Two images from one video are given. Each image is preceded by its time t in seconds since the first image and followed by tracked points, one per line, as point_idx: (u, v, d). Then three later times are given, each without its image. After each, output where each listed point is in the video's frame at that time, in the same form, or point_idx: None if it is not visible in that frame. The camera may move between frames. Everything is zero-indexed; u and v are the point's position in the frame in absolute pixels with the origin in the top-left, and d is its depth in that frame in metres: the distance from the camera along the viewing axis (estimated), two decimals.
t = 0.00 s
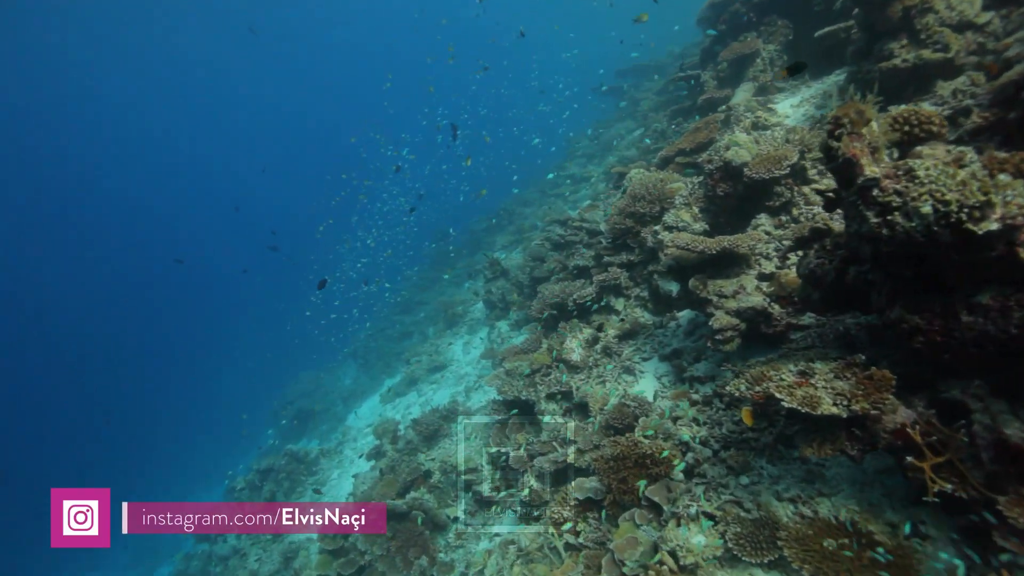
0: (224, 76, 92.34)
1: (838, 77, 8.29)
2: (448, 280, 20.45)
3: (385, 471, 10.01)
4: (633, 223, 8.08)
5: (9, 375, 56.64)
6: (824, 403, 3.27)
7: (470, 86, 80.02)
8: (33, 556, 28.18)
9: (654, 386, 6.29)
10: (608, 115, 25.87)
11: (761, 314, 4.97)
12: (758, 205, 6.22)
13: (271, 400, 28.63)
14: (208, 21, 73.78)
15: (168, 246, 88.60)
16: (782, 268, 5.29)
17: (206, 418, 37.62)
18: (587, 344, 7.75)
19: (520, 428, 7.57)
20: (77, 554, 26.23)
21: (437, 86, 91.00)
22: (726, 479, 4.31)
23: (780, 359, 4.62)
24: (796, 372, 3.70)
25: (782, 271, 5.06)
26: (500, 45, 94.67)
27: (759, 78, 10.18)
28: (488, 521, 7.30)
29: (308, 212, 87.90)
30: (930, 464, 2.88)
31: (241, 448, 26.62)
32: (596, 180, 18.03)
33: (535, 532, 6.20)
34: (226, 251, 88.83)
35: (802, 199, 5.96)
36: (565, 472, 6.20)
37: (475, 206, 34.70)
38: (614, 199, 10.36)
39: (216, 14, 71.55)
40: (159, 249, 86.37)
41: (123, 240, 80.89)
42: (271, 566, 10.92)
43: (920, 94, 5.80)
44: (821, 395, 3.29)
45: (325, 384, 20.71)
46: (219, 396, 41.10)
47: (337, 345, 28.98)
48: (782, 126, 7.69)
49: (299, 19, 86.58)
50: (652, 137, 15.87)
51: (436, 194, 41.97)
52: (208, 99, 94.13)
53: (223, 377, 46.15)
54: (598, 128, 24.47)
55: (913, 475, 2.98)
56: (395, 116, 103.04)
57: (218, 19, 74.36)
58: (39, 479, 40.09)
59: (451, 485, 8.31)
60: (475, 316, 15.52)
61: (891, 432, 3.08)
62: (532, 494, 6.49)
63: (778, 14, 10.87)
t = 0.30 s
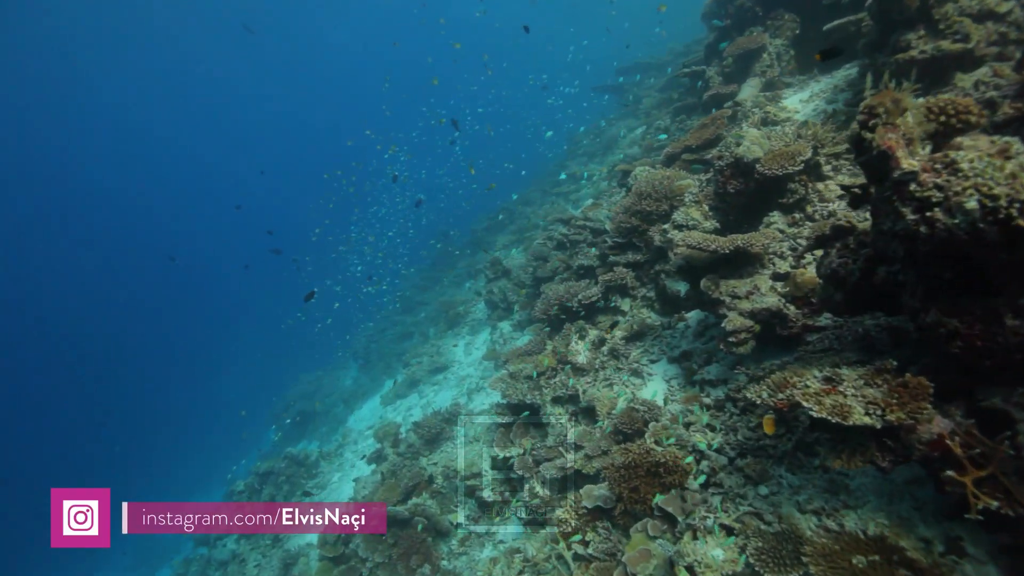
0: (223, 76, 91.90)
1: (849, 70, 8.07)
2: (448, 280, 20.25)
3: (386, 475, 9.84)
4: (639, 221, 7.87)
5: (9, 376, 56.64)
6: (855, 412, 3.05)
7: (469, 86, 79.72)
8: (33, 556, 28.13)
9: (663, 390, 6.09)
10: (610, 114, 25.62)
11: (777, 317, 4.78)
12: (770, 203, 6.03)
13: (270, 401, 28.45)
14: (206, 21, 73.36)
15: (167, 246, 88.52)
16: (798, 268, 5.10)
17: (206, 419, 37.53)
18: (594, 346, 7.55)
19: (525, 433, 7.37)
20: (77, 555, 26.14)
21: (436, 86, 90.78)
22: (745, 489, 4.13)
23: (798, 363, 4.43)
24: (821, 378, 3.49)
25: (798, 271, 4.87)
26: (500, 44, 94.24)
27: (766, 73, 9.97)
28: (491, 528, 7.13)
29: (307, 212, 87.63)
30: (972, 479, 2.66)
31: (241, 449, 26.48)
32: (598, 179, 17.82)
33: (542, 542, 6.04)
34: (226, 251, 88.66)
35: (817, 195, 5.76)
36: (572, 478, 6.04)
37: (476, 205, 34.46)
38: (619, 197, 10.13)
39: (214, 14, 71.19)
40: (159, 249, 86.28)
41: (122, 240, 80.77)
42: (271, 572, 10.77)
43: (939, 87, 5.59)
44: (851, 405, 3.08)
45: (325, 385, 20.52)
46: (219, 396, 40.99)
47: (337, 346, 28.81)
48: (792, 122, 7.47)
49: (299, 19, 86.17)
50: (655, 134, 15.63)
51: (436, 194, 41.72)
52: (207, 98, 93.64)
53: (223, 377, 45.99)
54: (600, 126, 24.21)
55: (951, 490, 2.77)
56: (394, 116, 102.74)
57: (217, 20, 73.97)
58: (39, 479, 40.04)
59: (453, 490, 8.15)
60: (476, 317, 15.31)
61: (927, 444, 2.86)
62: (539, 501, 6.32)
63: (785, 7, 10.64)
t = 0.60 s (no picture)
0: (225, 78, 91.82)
1: (861, 72, 7.90)
2: (450, 282, 20.07)
3: (384, 483, 9.66)
4: (645, 225, 7.64)
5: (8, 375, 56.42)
6: (889, 433, 2.83)
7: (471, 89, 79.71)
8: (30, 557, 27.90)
9: (671, 398, 5.90)
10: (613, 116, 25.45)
11: (792, 325, 4.60)
12: (782, 207, 5.85)
13: (269, 404, 28.22)
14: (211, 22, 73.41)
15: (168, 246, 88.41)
16: (814, 275, 4.91)
17: (205, 421, 37.30)
18: (599, 352, 7.34)
19: (528, 442, 7.16)
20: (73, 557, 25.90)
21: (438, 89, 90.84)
22: (762, 507, 3.93)
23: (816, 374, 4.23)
24: (847, 393, 3.29)
25: (815, 278, 4.68)
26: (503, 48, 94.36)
27: (775, 76, 9.82)
28: (492, 540, 6.95)
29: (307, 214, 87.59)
30: (1018, 508, 2.40)
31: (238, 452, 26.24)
32: (601, 182, 17.63)
33: (547, 556, 5.86)
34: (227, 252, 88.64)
35: (832, 200, 5.58)
36: (578, 489, 5.90)
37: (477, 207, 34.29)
38: (624, 200, 9.94)
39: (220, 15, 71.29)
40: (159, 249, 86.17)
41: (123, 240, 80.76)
42: None
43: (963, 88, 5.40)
44: (884, 425, 2.88)
45: (324, 387, 20.35)
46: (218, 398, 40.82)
47: (336, 349, 28.59)
48: (804, 124, 7.30)
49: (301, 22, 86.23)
50: (659, 137, 15.48)
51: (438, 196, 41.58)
52: (210, 99, 93.69)
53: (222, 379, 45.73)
54: (602, 129, 24.11)
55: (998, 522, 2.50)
56: (395, 118, 102.75)
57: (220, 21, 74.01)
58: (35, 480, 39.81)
59: (452, 498, 8.00)
60: (478, 320, 15.12)
61: (967, 467, 2.61)
62: (543, 514, 6.13)
63: (794, 9, 10.47)
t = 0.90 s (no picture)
0: (224, 76, 91.26)
1: (872, 69, 7.71)
2: (450, 281, 19.85)
3: (383, 486, 9.47)
4: (650, 225, 7.44)
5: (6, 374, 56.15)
6: (929, 452, 2.58)
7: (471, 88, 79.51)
8: (27, 557, 27.67)
9: (679, 405, 5.71)
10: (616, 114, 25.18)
11: (808, 330, 4.39)
12: (796, 208, 5.66)
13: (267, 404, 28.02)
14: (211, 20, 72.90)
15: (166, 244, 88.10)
16: (831, 278, 4.70)
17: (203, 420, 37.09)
18: (604, 355, 7.14)
19: (531, 447, 6.98)
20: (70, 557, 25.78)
21: (437, 87, 90.58)
22: (781, 524, 3.74)
23: (833, 383, 4.04)
24: (876, 408, 3.09)
25: (832, 281, 4.49)
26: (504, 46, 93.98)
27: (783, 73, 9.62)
28: (494, 547, 6.80)
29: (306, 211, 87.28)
30: None
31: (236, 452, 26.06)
32: (603, 181, 17.45)
33: (552, 567, 5.68)
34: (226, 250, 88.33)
35: (848, 200, 5.37)
36: (584, 498, 5.73)
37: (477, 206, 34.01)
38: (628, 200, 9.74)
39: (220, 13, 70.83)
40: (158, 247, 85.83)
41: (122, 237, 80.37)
42: None
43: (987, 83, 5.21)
44: (923, 443, 2.62)
45: (322, 386, 20.15)
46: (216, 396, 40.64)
47: (335, 349, 28.42)
48: (815, 122, 7.11)
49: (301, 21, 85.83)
50: (662, 135, 15.27)
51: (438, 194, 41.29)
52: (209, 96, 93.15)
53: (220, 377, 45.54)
54: (604, 128, 23.87)
55: None
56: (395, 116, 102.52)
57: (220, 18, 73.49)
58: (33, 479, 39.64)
59: (453, 504, 7.82)
60: (478, 320, 14.93)
61: (1010, 490, 2.30)
62: (546, 523, 5.94)
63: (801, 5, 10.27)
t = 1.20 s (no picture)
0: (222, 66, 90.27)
1: (887, 73, 7.52)
2: (447, 278, 19.62)
3: (376, 487, 9.26)
4: (655, 227, 7.23)
5: None
6: (969, 482, 2.39)
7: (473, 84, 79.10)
8: (14, 549, 27.37)
9: (682, 413, 5.54)
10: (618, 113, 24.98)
11: (822, 342, 4.20)
12: (809, 215, 5.48)
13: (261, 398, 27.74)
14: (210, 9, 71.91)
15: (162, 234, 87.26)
16: (845, 288, 4.53)
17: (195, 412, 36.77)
18: (605, 360, 6.93)
19: (530, 453, 6.78)
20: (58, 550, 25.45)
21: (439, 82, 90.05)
22: (794, 546, 3.57)
23: (847, 397, 3.89)
24: (904, 429, 2.93)
25: (847, 291, 4.32)
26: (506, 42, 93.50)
27: (792, 75, 9.43)
28: (489, 555, 6.62)
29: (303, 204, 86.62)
30: None
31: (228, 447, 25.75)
32: (603, 180, 17.28)
33: None
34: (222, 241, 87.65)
35: (863, 207, 5.20)
36: (584, 509, 5.55)
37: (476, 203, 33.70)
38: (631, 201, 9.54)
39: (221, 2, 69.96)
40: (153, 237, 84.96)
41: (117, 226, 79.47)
42: None
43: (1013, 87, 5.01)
44: (961, 473, 2.44)
45: (316, 382, 19.90)
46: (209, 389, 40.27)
47: (329, 344, 28.14)
48: (828, 126, 6.91)
49: (303, 13, 85.09)
50: (665, 136, 15.11)
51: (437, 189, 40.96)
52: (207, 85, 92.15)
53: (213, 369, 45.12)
54: (605, 127, 23.68)
55: None
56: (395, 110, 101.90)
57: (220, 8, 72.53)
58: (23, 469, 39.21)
59: (448, 509, 7.64)
60: (475, 319, 14.72)
61: None
62: (543, 533, 5.75)
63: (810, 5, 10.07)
